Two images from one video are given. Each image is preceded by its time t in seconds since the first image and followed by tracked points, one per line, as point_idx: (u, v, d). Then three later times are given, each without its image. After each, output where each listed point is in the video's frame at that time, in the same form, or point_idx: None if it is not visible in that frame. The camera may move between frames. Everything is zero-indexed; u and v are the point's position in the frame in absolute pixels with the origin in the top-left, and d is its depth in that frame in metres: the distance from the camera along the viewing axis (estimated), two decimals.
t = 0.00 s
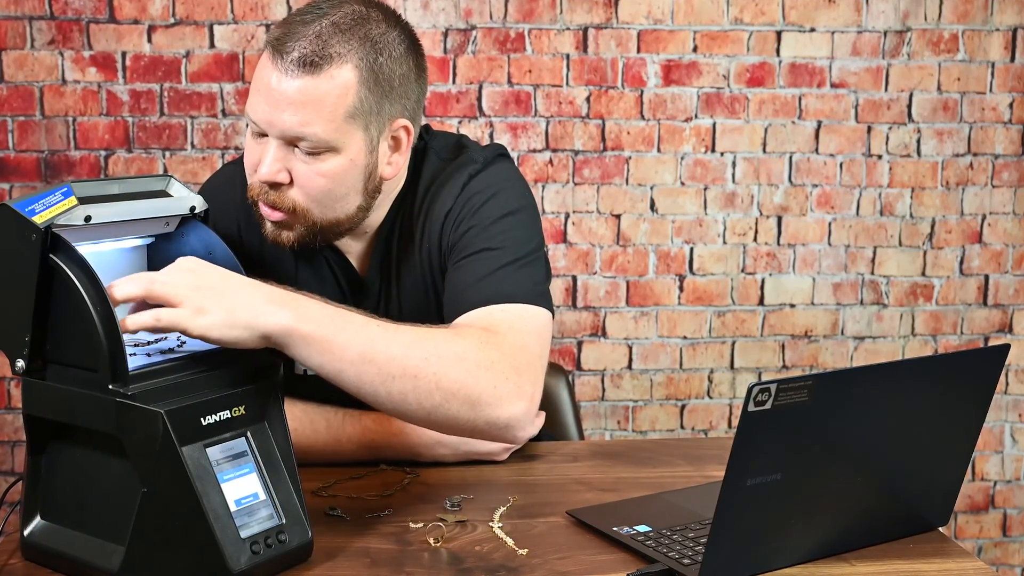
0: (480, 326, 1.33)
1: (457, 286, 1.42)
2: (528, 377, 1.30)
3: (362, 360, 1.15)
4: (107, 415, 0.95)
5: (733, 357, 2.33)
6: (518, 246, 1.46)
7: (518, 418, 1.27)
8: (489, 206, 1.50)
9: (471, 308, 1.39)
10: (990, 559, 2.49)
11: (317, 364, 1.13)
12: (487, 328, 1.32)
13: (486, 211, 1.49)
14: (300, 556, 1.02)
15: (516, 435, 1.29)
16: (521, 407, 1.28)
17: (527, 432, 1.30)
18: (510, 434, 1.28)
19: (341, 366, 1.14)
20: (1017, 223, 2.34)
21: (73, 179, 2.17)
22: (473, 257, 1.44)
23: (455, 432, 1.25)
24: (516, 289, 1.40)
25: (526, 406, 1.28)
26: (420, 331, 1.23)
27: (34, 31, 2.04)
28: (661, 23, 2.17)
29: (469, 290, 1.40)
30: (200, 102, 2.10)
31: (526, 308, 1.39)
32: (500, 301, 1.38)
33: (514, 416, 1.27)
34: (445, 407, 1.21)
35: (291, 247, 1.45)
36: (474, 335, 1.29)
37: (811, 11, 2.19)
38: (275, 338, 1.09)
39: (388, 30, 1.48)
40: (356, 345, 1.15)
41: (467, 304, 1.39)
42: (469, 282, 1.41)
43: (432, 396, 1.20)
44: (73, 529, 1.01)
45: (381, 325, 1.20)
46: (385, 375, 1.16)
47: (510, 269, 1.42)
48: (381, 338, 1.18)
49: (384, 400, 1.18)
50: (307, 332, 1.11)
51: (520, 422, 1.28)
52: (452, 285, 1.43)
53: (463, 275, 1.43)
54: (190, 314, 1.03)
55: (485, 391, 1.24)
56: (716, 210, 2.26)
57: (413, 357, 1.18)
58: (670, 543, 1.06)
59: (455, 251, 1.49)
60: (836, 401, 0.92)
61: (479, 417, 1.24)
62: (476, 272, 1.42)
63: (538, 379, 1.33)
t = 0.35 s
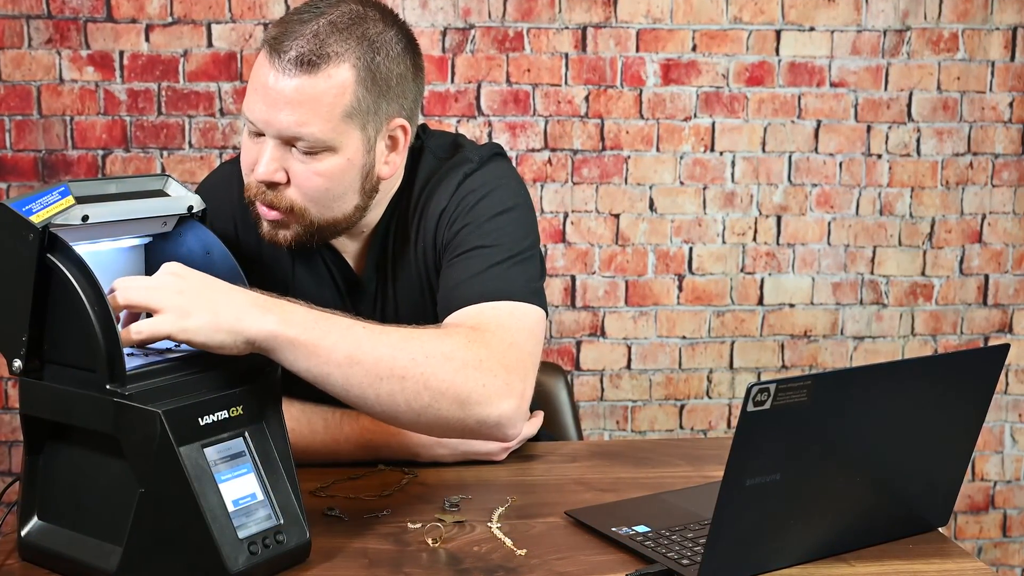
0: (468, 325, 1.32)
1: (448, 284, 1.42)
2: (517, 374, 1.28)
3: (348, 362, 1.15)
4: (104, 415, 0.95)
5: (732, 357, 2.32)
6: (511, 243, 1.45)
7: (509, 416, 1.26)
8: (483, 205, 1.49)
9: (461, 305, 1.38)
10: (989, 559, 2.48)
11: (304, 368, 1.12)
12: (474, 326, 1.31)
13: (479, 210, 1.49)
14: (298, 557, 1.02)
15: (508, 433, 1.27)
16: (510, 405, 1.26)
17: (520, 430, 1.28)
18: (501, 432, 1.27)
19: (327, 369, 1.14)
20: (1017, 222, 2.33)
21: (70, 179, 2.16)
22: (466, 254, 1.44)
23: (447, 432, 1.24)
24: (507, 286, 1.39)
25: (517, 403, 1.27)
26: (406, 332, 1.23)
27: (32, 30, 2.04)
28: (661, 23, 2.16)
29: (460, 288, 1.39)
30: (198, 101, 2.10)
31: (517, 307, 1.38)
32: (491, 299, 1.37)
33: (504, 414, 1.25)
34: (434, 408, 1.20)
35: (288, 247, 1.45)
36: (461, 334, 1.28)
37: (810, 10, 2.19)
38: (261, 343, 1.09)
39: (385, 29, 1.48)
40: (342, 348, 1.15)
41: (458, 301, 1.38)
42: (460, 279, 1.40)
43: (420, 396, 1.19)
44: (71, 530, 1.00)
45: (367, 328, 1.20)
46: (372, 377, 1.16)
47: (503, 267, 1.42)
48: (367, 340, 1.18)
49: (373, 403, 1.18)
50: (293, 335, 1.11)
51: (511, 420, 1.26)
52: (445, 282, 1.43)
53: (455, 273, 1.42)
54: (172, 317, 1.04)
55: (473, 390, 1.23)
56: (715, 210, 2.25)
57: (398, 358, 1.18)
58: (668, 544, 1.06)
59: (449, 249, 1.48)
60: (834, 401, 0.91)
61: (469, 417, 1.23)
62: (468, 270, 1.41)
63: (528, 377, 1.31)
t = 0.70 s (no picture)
0: (466, 326, 1.32)
1: (447, 285, 1.41)
2: (514, 375, 1.28)
3: (345, 362, 1.15)
4: (102, 416, 0.94)
5: (731, 357, 2.32)
6: (510, 245, 1.45)
7: (506, 418, 1.25)
8: (482, 205, 1.49)
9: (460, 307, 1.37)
10: (990, 560, 2.48)
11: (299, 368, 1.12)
12: (472, 328, 1.31)
13: (478, 211, 1.48)
14: (296, 558, 1.01)
15: (505, 435, 1.26)
16: (507, 406, 1.25)
17: (517, 432, 1.28)
18: (498, 434, 1.26)
19: (324, 369, 1.14)
20: (1017, 222, 2.33)
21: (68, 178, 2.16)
22: (465, 256, 1.43)
23: (443, 434, 1.24)
24: (506, 288, 1.39)
25: (514, 405, 1.26)
26: (404, 333, 1.22)
27: (29, 29, 2.04)
28: (660, 22, 2.16)
29: (459, 289, 1.39)
30: (196, 100, 2.10)
31: (517, 308, 1.37)
32: (490, 300, 1.37)
33: (501, 415, 1.25)
34: (430, 409, 1.20)
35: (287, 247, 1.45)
36: (458, 335, 1.27)
37: (810, 9, 2.19)
38: (257, 343, 1.08)
39: (386, 30, 1.48)
40: (338, 348, 1.15)
41: (457, 303, 1.38)
42: (459, 280, 1.40)
43: (416, 397, 1.19)
44: (68, 530, 1.00)
45: (364, 329, 1.20)
46: (368, 378, 1.16)
47: (501, 268, 1.41)
48: (363, 340, 1.18)
49: (370, 404, 1.18)
50: (288, 335, 1.11)
51: (507, 422, 1.26)
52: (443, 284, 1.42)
53: (454, 274, 1.41)
54: (168, 316, 1.03)
55: (470, 391, 1.22)
56: (715, 209, 2.25)
57: (395, 359, 1.18)
58: (668, 544, 1.05)
59: (447, 250, 1.48)
60: (833, 402, 0.91)
61: (465, 418, 1.23)
62: (466, 271, 1.41)
63: (526, 378, 1.30)
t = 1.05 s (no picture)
0: (463, 327, 1.31)
1: (445, 286, 1.41)
2: (512, 377, 1.28)
3: (342, 363, 1.14)
4: (99, 416, 0.94)
5: (730, 357, 2.32)
6: (509, 246, 1.45)
7: (503, 419, 1.25)
8: (480, 206, 1.49)
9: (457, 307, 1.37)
10: (990, 560, 2.48)
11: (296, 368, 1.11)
12: (469, 329, 1.30)
13: (477, 211, 1.48)
14: (294, 558, 1.01)
15: (501, 437, 1.26)
16: (505, 408, 1.25)
17: (514, 434, 1.28)
18: (495, 435, 1.26)
19: (321, 369, 1.13)
20: (1017, 222, 2.33)
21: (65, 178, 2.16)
22: (463, 256, 1.43)
23: (440, 435, 1.23)
24: (504, 288, 1.38)
25: (511, 407, 1.26)
26: (401, 334, 1.22)
27: (26, 28, 2.03)
28: (659, 21, 2.15)
29: (457, 290, 1.39)
30: (194, 99, 2.09)
31: (515, 310, 1.37)
32: (488, 301, 1.36)
33: (498, 417, 1.24)
34: (428, 410, 1.19)
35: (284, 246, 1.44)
36: (456, 337, 1.27)
37: (809, 8, 2.18)
38: (254, 343, 1.08)
39: (385, 29, 1.48)
40: (336, 349, 1.14)
41: (454, 303, 1.37)
42: (457, 281, 1.40)
43: (414, 398, 1.18)
44: (65, 530, 1.00)
45: (361, 330, 1.19)
46: (365, 379, 1.15)
47: (499, 269, 1.41)
48: (361, 340, 1.17)
49: (367, 404, 1.17)
50: (286, 335, 1.10)
51: (504, 423, 1.25)
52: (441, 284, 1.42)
53: (452, 275, 1.41)
54: (165, 318, 1.03)
55: (467, 393, 1.22)
56: (714, 209, 2.25)
57: (393, 359, 1.17)
58: (667, 545, 1.05)
59: (446, 250, 1.47)
60: (833, 402, 0.91)
61: (462, 419, 1.22)
62: (464, 272, 1.40)
63: (523, 379, 1.30)
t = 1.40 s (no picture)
0: (464, 328, 1.31)
1: (445, 287, 1.40)
2: (513, 378, 1.27)
3: (345, 364, 1.14)
4: (97, 416, 0.94)
5: (729, 356, 2.31)
6: (509, 247, 1.44)
7: (503, 421, 1.25)
8: (480, 207, 1.48)
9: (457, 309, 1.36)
10: (990, 561, 2.47)
11: (299, 368, 1.11)
12: (471, 330, 1.30)
13: (477, 212, 1.48)
14: (293, 559, 1.01)
15: (503, 438, 1.26)
16: (505, 410, 1.25)
17: (514, 435, 1.27)
18: (496, 436, 1.26)
19: (323, 371, 1.13)
20: (1017, 221, 2.32)
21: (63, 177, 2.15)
22: (463, 258, 1.43)
23: (441, 437, 1.23)
24: (504, 290, 1.38)
25: (512, 408, 1.26)
26: (403, 335, 1.22)
27: (24, 28, 2.03)
28: (657, 20, 2.15)
29: (457, 291, 1.38)
30: (191, 99, 2.09)
31: (516, 310, 1.37)
32: (488, 303, 1.36)
33: (498, 419, 1.24)
34: (430, 411, 1.19)
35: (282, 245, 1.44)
36: (458, 338, 1.26)
37: (809, 7, 2.18)
38: (256, 343, 1.07)
39: (385, 28, 1.47)
40: (338, 349, 1.14)
41: (454, 305, 1.37)
42: (457, 283, 1.39)
43: (416, 399, 1.18)
44: (62, 531, 0.99)
45: (362, 331, 1.19)
46: (368, 380, 1.15)
47: (500, 270, 1.40)
48: (363, 342, 1.17)
49: (369, 406, 1.17)
50: (288, 335, 1.10)
51: (505, 425, 1.25)
52: (441, 286, 1.42)
53: (452, 276, 1.41)
54: (167, 317, 1.02)
55: (469, 394, 1.21)
56: (713, 209, 2.24)
57: (395, 360, 1.17)
58: (666, 545, 1.05)
59: (445, 251, 1.47)
60: (833, 402, 0.90)
61: (464, 420, 1.22)
62: (465, 273, 1.40)
63: (524, 381, 1.30)
